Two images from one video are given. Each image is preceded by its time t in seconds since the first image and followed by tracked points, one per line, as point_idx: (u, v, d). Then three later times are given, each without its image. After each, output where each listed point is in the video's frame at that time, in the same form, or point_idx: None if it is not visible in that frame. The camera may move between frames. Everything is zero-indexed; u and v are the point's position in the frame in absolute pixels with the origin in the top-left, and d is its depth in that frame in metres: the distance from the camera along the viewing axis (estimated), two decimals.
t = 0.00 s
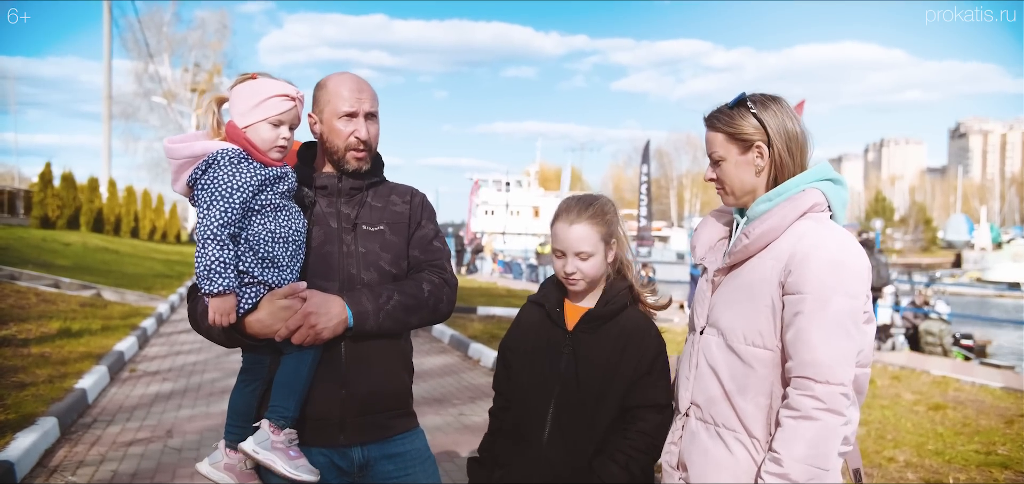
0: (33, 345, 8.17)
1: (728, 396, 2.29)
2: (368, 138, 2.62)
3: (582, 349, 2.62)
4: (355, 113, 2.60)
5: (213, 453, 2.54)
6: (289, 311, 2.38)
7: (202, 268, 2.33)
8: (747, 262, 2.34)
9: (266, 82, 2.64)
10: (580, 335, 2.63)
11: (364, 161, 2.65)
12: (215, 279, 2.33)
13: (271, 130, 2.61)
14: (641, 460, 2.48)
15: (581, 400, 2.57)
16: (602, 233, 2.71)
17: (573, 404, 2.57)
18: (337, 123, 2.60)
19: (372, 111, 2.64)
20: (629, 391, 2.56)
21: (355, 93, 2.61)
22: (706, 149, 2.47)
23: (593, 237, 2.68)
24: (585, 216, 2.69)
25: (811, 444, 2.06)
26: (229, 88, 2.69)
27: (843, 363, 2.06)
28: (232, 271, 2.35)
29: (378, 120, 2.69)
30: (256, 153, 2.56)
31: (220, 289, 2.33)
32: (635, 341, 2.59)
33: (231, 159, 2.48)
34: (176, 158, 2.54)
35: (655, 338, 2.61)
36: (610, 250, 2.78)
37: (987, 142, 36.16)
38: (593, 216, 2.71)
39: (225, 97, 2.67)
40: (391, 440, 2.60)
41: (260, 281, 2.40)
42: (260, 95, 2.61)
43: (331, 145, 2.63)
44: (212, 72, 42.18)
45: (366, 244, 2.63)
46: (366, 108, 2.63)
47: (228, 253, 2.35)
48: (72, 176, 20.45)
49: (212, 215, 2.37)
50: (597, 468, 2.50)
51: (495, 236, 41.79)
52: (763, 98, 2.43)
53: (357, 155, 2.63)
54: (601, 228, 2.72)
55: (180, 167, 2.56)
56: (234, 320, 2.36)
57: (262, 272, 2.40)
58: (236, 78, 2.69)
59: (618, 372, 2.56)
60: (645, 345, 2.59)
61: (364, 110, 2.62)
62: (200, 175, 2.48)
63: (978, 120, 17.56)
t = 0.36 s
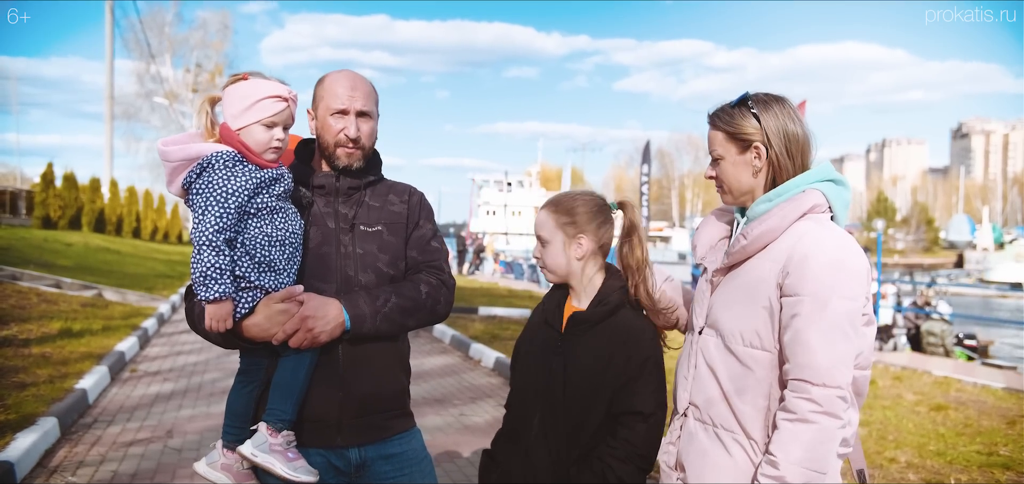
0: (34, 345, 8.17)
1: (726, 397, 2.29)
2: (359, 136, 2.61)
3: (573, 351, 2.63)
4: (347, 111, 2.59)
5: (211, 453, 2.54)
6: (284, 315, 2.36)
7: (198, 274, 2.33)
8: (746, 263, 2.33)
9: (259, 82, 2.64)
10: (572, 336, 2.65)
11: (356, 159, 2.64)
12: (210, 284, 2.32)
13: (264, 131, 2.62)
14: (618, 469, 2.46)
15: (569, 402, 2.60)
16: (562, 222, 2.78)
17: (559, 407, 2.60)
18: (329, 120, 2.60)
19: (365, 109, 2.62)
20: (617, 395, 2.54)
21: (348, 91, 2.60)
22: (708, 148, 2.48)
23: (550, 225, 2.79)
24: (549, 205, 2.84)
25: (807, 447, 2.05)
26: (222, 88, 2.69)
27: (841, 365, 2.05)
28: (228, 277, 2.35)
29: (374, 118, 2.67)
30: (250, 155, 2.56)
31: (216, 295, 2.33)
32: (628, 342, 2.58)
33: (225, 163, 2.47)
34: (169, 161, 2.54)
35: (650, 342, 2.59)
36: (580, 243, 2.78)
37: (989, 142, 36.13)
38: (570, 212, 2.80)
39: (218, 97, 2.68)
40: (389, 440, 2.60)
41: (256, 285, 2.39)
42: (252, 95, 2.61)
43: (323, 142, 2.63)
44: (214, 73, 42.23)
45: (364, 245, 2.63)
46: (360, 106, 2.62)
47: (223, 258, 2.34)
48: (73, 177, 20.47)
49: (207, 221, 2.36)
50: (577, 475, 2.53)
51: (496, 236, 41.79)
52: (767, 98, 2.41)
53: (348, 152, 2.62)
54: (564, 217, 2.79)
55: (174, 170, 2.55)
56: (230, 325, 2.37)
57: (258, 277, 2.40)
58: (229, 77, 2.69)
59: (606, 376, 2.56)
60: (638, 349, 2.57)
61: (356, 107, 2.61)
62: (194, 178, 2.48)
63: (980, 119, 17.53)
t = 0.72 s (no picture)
0: (37, 345, 8.19)
1: (732, 401, 2.28)
2: (365, 140, 2.60)
3: (557, 352, 2.68)
4: (355, 114, 2.59)
5: (207, 453, 2.54)
6: (280, 317, 2.36)
7: (194, 275, 2.32)
8: (750, 266, 2.33)
9: (261, 84, 2.64)
10: (557, 336, 2.71)
11: (361, 162, 2.64)
12: (205, 286, 2.32)
13: (264, 134, 2.61)
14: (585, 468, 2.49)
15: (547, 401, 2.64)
16: (545, 224, 2.86)
17: (539, 406, 2.66)
18: (337, 122, 2.59)
19: (373, 113, 2.62)
20: (587, 397, 2.55)
21: (359, 94, 2.60)
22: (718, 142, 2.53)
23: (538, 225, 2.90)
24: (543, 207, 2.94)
25: (816, 452, 2.04)
26: (225, 87, 2.69)
27: (850, 369, 2.05)
28: (224, 279, 2.34)
29: (382, 123, 2.67)
30: (249, 157, 2.56)
31: (211, 298, 2.32)
32: (598, 342, 2.58)
33: (224, 165, 2.47)
34: (170, 162, 2.54)
35: (621, 343, 2.57)
36: (558, 243, 2.81)
37: (993, 142, 36.12)
38: (564, 217, 2.79)
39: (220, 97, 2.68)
40: (386, 444, 2.60)
41: (253, 287, 2.40)
42: (256, 97, 2.61)
43: (329, 143, 2.63)
44: (217, 73, 42.32)
45: (364, 248, 2.63)
46: (369, 109, 2.62)
47: (219, 260, 2.34)
48: (77, 177, 20.53)
49: (204, 222, 2.36)
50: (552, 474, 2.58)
51: (499, 237, 41.83)
52: (780, 97, 2.39)
53: (353, 155, 2.62)
54: (547, 218, 2.86)
55: (174, 171, 2.56)
56: (226, 327, 2.37)
57: (255, 279, 2.40)
58: (231, 78, 2.69)
59: (577, 377, 2.58)
60: (607, 349, 2.56)
61: (365, 111, 2.60)
62: (194, 180, 2.47)
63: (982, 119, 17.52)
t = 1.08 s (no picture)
0: (40, 345, 8.22)
1: (730, 402, 2.29)
2: (369, 143, 2.62)
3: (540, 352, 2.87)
4: (360, 117, 2.60)
5: (208, 452, 2.54)
6: (280, 315, 2.37)
7: (198, 271, 2.34)
8: (746, 267, 2.33)
9: (268, 83, 2.65)
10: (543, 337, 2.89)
11: (365, 166, 2.65)
12: (209, 281, 2.33)
13: (270, 133, 2.62)
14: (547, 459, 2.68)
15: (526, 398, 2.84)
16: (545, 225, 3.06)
17: (521, 402, 2.86)
18: (342, 125, 2.60)
19: (377, 116, 2.62)
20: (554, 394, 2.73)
21: (364, 97, 2.61)
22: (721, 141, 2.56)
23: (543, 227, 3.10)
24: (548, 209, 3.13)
25: (811, 452, 2.05)
26: (233, 87, 2.70)
27: (844, 368, 2.05)
28: (227, 274, 2.36)
29: (387, 126, 2.68)
30: (256, 156, 2.57)
31: (214, 292, 2.33)
32: (564, 341, 2.76)
33: (231, 162, 2.49)
34: (178, 159, 2.56)
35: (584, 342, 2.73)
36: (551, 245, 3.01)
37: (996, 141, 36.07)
38: (556, 218, 2.97)
39: (228, 98, 2.69)
40: (387, 445, 2.60)
41: (255, 284, 2.40)
42: (262, 97, 2.62)
43: (334, 146, 2.64)
44: (220, 73, 42.35)
45: (367, 248, 2.64)
46: (374, 113, 2.62)
47: (223, 256, 2.35)
48: (81, 177, 20.56)
49: (209, 218, 2.38)
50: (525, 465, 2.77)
51: (501, 237, 41.83)
52: (779, 99, 2.39)
53: (358, 159, 2.63)
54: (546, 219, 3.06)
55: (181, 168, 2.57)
56: (228, 322, 2.37)
57: (257, 275, 2.41)
58: (239, 78, 2.71)
59: (546, 375, 2.77)
60: (571, 348, 2.73)
61: (370, 114, 2.61)
62: (201, 177, 2.49)
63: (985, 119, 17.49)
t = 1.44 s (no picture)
0: (44, 345, 8.23)
1: (719, 398, 2.29)
2: (372, 141, 2.63)
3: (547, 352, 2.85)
4: (362, 115, 2.61)
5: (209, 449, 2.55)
6: (279, 307, 2.38)
7: (203, 260, 2.35)
8: (735, 264, 2.34)
9: (277, 81, 2.67)
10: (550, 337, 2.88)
11: (368, 164, 2.66)
12: (214, 270, 2.34)
13: (277, 129, 2.64)
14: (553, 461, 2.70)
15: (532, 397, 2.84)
16: (552, 228, 3.07)
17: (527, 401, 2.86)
18: (345, 123, 2.62)
19: (379, 114, 2.64)
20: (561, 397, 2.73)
21: (366, 96, 2.63)
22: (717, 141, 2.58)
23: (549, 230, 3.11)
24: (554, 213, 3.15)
25: (793, 447, 2.05)
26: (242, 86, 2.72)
27: (827, 364, 2.05)
28: (232, 265, 2.37)
29: (389, 126, 2.70)
30: (264, 151, 2.58)
31: (219, 282, 2.34)
32: (573, 345, 2.74)
33: (239, 155, 2.51)
34: (186, 152, 2.58)
35: (594, 346, 2.72)
36: (562, 247, 3.01)
37: (1000, 140, 36.04)
38: (566, 219, 2.99)
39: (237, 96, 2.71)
40: (388, 444, 2.61)
41: (257, 277, 2.42)
42: (268, 94, 2.64)
43: (336, 144, 2.65)
44: (223, 73, 42.37)
45: (369, 246, 2.64)
46: (375, 111, 2.64)
47: (229, 246, 2.37)
48: (84, 177, 20.58)
49: (216, 209, 2.40)
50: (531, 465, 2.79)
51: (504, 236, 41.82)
52: (769, 97, 2.39)
53: (360, 157, 2.64)
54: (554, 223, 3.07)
55: (189, 161, 2.59)
56: (231, 313, 2.37)
57: (260, 269, 2.42)
58: (249, 76, 2.73)
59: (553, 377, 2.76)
60: (580, 352, 2.72)
61: (372, 113, 2.63)
62: (208, 169, 2.51)
63: (989, 119, 17.47)
